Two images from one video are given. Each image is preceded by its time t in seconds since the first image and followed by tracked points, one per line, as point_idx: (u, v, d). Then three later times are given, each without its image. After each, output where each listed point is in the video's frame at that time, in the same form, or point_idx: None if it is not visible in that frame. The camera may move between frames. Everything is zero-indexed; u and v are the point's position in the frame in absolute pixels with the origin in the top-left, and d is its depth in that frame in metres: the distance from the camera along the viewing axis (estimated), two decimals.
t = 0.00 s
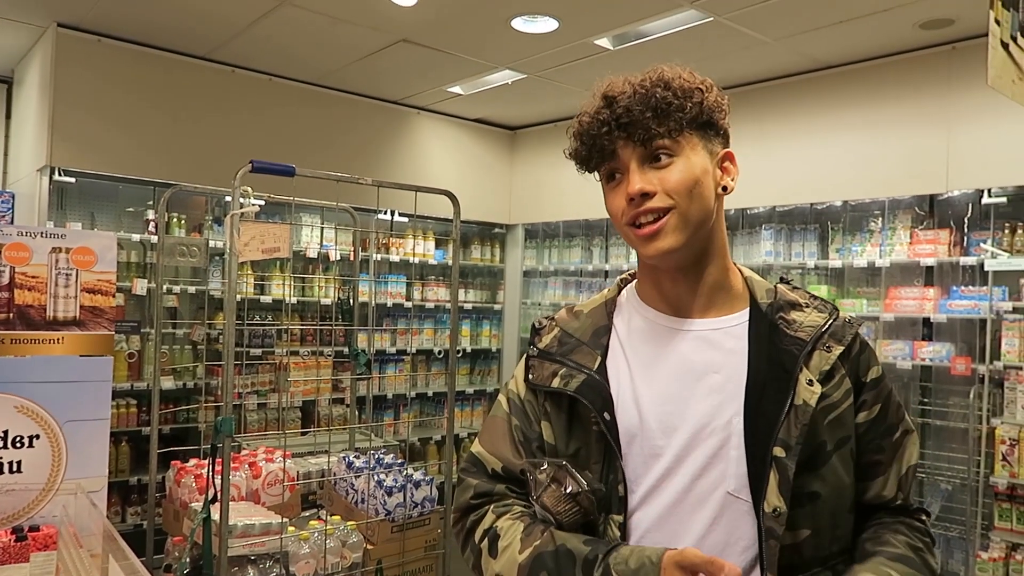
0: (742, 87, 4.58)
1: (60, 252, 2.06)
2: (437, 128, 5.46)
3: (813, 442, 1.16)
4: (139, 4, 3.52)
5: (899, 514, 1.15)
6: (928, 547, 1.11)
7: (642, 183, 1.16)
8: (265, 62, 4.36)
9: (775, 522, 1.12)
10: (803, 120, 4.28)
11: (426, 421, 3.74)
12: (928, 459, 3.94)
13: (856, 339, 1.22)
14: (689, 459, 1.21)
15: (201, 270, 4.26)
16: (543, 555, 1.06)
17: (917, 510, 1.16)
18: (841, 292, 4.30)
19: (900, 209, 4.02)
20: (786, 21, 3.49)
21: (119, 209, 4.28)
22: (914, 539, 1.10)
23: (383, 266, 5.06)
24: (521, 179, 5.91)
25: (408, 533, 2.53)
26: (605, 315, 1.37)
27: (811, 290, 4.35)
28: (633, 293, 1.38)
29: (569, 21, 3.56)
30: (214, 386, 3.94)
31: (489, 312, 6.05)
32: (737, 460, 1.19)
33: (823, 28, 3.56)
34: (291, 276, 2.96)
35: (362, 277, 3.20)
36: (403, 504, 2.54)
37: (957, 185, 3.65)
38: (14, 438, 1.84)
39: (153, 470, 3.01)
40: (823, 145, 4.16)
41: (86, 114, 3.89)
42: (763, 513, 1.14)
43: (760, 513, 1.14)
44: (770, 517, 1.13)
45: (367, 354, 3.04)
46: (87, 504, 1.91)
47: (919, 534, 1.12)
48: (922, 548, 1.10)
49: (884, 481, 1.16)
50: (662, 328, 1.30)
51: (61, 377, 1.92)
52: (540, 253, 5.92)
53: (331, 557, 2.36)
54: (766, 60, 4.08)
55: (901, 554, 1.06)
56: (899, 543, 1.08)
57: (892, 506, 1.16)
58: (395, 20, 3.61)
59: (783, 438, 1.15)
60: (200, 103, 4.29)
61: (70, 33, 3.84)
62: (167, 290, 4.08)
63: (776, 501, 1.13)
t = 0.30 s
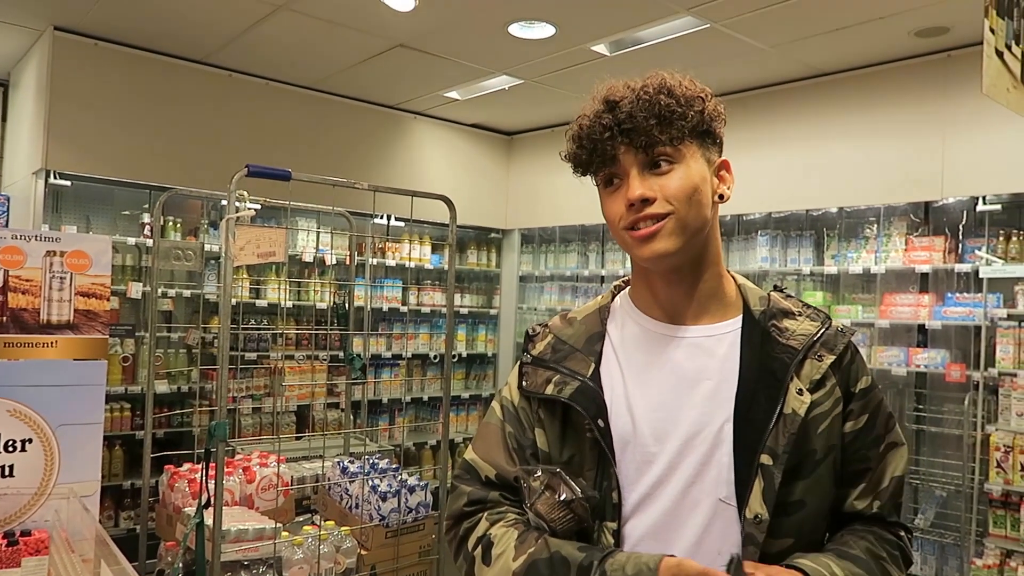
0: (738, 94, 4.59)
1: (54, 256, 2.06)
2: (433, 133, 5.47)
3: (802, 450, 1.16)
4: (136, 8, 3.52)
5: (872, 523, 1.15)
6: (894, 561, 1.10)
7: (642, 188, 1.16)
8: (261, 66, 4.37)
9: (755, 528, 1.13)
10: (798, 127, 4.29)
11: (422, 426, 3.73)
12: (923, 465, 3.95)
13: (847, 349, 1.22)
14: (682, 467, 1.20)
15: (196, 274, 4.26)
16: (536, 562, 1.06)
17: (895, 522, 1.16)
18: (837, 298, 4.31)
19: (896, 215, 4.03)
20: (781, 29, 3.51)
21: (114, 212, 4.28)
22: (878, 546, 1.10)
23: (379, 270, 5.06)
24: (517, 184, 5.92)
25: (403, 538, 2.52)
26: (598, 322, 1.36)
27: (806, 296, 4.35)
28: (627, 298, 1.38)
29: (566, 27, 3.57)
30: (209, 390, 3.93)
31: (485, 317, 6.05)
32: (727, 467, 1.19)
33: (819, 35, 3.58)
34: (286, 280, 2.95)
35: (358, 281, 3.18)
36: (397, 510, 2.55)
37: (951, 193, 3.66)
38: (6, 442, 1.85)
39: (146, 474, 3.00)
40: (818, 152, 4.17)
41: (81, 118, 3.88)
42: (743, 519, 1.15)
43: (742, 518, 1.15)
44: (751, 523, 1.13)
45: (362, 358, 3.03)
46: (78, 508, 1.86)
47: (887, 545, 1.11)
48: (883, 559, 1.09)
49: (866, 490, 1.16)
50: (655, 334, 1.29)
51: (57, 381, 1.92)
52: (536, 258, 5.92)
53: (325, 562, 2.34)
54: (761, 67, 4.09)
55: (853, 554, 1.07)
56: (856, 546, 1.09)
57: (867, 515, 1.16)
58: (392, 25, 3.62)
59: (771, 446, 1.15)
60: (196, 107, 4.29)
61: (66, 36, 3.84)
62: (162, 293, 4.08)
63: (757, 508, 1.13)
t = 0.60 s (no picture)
0: (730, 98, 4.61)
1: (43, 257, 2.15)
2: (426, 135, 5.47)
3: (792, 454, 1.16)
4: (128, 9, 3.51)
5: (868, 525, 1.15)
6: (891, 560, 1.11)
7: (635, 193, 1.14)
8: (254, 68, 4.36)
9: (746, 532, 1.13)
10: (790, 131, 4.30)
11: (413, 428, 3.73)
12: (912, 469, 3.96)
13: (837, 353, 1.22)
14: (671, 470, 1.20)
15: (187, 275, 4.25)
16: (525, 566, 1.05)
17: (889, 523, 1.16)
18: (827, 302, 4.33)
19: (886, 220, 4.05)
20: (773, 33, 3.52)
21: (106, 213, 4.26)
22: (876, 547, 1.11)
23: (371, 273, 5.06)
24: (510, 187, 5.93)
25: (392, 542, 2.51)
26: (587, 324, 1.35)
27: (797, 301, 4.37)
28: (617, 301, 1.38)
29: (559, 31, 3.58)
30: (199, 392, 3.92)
31: (477, 320, 6.05)
32: (717, 472, 1.19)
33: (811, 40, 3.59)
34: (277, 282, 2.94)
35: (349, 284, 3.18)
36: (387, 513, 2.53)
37: (941, 198, 3.68)
38: None
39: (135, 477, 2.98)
40: (810, 156, 4.19)
41: (73, 118, 3.87)
42: (735, 524, 1.15)
43: (733, 522, 1.15)
44: (742, 528, 1.13)
45: (353, 361, 3.02)
46: (65, 510, 1.92)
47: (884, 545, 1.12)
48: (882, 558, 1.10)
49: (858, 492, 1.17)
50: (645, 338, 1.29)
51: (46, 383, 1.97)
52: (528, 261, 5.92)
53: (315, 565, 2.33)
54: (754, 72, 4.11)
55: (853, 557, 1.08)
56: (856, 548, 1.10)
57: (863, 518, 1.16)
58: (386, 28, 3.62)
59: (760, 450, 1.15)
60: (188, 108, 4.28)
61: (57, 37, 3.83)
62: (153, 295, 4.07)
63: (749, 513, 1.13)
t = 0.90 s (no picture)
0: (720, 101, 4.63)
1: (30, 257, 2.19)
2: (417, 137, 5.46)
3: (782, 456, 1.16)
4: (117, 8, 3.49)
5: (854, 526, 1.16)
6: (876, 560, 1.12)
7: (629, 197, 1.14)
8: (244, 68, 4.34)
9: (735, 534, 1.13)
10: (780, 134, 4.32)
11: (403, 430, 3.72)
12: (901, 471, 3.98)
13: (825, 354, 1.23)
14: (662, 472, 1.20)
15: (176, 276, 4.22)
16: (517, 570, 1.05)
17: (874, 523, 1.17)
18: (816, 305, 4.35)
19: (875, 223, 4.06)
20: (763, 36, 3.54)
21: (94, 214, 4.23)
22: (861, 549, 1.11)
23: (362, 274, 5.05)
24: (501, 189, 5.93)
25: (382, 544, 2.50)
26: (576, 326, 1.34)
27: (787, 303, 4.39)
28: (606, 302, 1.37)
29: (550, 33, 3.59)
30: (188, 394, 3.90)
31: (468, 322, 6.04)
32: (708, 474, 1.19)
33: (801, 44, 3.61)
34: (267, 283, 2.92)
35: (340, 286, 3.16)
36: (377, 515, 2.50)
37: (928, 202, 3.71)
38: None
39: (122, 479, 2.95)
40: (799, 160, 4.21)
41: (60, 118, 3.84)
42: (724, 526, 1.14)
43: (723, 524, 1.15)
44: (731, 530, 1.13)
45: (343, 363, 3.00)
46: (50, 513, 1.93)
47: (869, 546, 1.12)
48: (867, 560, 1.10)
49: (845, 493, 1.17)
50: (634, 340, 1.29)
51: (33, 384, 1.99)
52: (519, 263, 5.92)
53: (304, 567, 2.32)
54: (743, 75, 4.13)
55: (840, 559, 1.08)
56: (842, 550, 1.09)
57: (848, 518, 1.16)
58: (376, 28, 3.62)
59: (751, 452, 1.16)
60: (177, 108, 4.26)
61: (46, 36, 3.80)
62: (141, 296, 4.05)
63: (738, 514, 1.13)
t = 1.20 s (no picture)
0: (716, 100, 4.63)
1: (25, 253, 2.18)
2: (413, 135, 5.46)
3: (779, 455, 1.17)
4: (112, 4, 3.48)
5: (850, 525, 1.17)
6: (873, 559, 1.12)
7: (636, 192, 1.12)
8: (239, 65, 4.33)
9: (734, 533, 1.13)
10: (776, 133, 4.33)
11: (399, 427, 3.72)
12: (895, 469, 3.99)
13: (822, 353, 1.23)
14: (660, 471, 1.20)
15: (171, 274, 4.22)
16: (513, 568, 1.05)
17: (869, 521, 1.18)
18: (812, 303, 4.36)
19: (870, 222, 4.08)
20: (759, 35, 3.54)
21: (88, 211, 4.21)
22: (859, 547, 1.12)
23: (357, 272, 5.05)
24: (497, 187, 5.92)
25: (377, 541, 2.48)
26: (573, 323, 1.34)
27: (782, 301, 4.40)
28: (604, 299, 1.37)
29: (546, 30, 3.58)
30: (183, 391, 3.89)
31: (463, 320, 6.04)
32: (706, 472, 1.19)
33: (797, 43, 3.62)
34: (262, 280, 2.91)
35: (335, 283, 3.16)
36: (372, 512, 2.51)
37: (923, 201, 3.72)
38: None
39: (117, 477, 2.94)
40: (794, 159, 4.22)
41: (55, 114, 3.83)
42: (723, 524, 1.14)
43: (722, 522, 1.15)
44: (730, 528, 1.13)
45: (339, 360, 2.99)
46: (45, 511, 1.94)
47: (866, 545, 1.13)
48: (865, 558, 1.11)
49: (840, 491, 1.18)
50: (633, 337, 1.28)
51: (27, 380, 1.99)
52: (515, 261, 5.92)
53: (299, 565, 2.30)
54: (739, 73, 4.13)
55: (838, 557, 1.08)
56: (840, 548, 1.10)
57: (846, 516, 1.17)
58: (372, 25, 3.61)
59: (750, 450, 1.16)
60: (172, 105, 4.25)
61: (40, 32, 3.79)
62: (136, 293, 4.04)
63: (738, 513, 1.13)
